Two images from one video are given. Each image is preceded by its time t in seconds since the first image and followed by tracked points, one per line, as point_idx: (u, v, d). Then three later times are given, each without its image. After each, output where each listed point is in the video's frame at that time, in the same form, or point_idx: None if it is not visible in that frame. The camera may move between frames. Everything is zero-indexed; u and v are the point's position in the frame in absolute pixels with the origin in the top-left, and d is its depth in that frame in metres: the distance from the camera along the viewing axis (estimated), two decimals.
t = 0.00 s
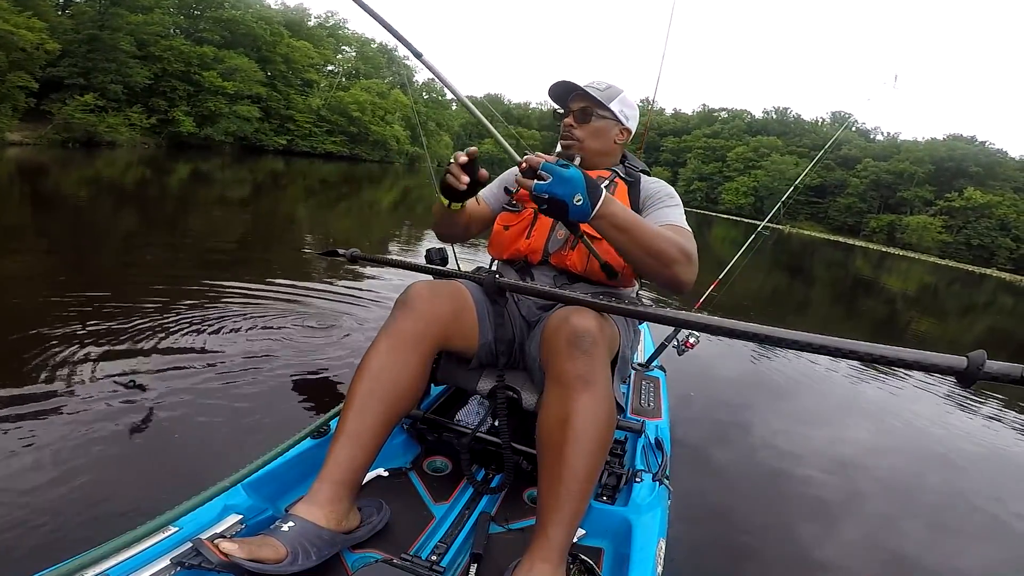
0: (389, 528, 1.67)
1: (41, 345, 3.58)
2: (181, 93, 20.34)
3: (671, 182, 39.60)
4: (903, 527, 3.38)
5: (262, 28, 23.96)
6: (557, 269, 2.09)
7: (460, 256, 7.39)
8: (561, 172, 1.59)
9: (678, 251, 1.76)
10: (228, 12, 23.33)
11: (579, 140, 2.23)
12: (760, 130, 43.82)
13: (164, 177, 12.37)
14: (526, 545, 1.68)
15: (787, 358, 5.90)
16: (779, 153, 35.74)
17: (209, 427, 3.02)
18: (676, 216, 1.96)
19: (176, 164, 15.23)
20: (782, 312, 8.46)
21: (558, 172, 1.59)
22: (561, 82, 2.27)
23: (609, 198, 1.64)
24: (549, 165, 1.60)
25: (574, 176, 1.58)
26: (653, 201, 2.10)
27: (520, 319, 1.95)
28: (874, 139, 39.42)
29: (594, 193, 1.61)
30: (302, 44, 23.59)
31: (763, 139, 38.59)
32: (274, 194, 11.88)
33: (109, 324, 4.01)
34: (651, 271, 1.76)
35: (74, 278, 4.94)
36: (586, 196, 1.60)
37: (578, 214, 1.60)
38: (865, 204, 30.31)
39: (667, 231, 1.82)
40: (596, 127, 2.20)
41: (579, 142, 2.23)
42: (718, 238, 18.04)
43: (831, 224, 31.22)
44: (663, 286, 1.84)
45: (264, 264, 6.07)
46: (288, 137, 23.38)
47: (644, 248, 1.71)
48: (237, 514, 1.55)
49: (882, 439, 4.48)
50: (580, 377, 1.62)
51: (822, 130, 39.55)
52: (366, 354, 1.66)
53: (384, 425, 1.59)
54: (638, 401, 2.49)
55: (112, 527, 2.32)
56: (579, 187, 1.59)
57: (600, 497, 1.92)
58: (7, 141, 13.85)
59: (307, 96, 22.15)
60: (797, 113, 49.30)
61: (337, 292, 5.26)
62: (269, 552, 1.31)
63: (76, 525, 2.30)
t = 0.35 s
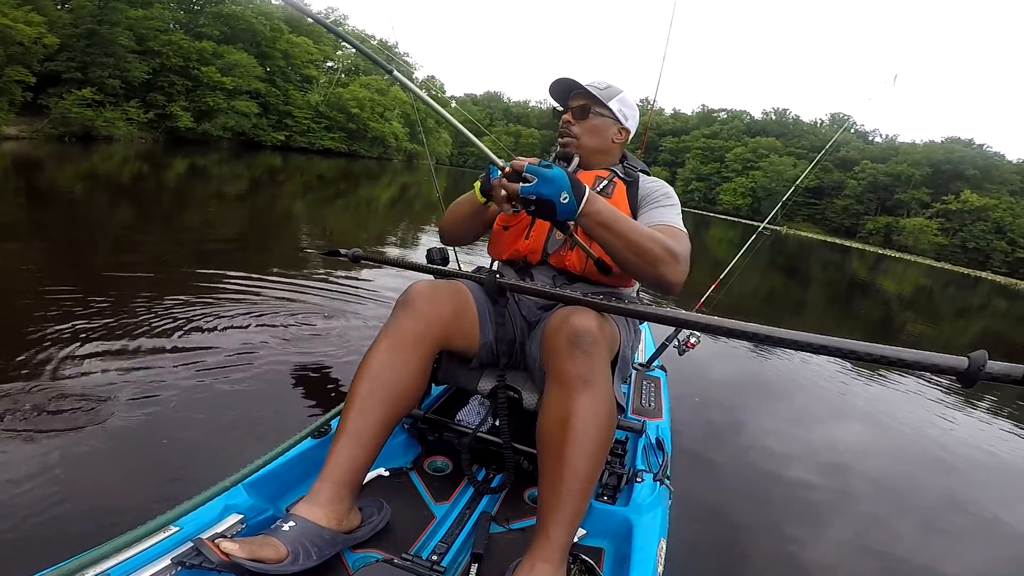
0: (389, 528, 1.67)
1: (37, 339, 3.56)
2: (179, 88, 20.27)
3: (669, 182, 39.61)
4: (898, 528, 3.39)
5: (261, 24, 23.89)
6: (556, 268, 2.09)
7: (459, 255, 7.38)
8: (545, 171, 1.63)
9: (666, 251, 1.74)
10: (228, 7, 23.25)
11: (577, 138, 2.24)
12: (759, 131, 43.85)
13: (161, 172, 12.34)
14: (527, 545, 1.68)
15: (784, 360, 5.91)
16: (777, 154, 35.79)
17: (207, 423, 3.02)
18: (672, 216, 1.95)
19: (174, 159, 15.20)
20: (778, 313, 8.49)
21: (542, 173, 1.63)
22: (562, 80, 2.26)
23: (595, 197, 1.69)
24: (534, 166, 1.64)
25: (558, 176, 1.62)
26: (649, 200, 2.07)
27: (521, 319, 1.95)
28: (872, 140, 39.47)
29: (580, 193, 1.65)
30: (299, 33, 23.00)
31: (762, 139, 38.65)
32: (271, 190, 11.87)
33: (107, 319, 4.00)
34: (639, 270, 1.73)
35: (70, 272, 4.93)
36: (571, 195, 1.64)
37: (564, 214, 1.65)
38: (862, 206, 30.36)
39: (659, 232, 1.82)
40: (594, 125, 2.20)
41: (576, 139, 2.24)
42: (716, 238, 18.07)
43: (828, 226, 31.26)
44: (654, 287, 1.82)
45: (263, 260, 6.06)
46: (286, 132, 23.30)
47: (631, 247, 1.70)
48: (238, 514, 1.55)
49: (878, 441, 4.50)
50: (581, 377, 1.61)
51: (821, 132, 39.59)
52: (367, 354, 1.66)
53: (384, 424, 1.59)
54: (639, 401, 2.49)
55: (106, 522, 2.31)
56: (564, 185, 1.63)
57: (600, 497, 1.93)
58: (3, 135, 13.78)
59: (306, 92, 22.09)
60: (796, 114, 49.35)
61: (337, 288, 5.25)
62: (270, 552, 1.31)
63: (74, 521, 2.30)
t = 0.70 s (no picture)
0: (389, 528, 1.67)
1: (33, 340, 3.55)
2: (174, 89, 20.20)
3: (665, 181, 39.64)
4: (895, 526, 3.40)
5: (257, 24, 23.84)
6: (554, 268, 2.09)
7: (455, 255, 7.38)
8: (537, 173, 1.60)
9: (662, 248, 1.74)
10: (223, 7, 23.19)
11: (574, 136, 2.24)
12: (755, 130, 43.93)
13: (156, 173, 12.31)
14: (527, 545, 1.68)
15: (781, 358, 5.93)
16: (773, 153, 35.86)
17: (204, 425, 3.02)
18: (669, 215, 1.95)
19: (169, 159, 15.15)
20: (775, 311, 8.51)
21: (534, 174, 1.60)
22: (559, 79, 2.27)
23: (588, 195, 1.68)
24: (525, 167, 1.62)
25: (550, 177, 1.61)
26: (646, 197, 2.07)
27: (520, 319, 1.94)
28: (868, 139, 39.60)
29: (572, 193, 1.64)
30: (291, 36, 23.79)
31: (758, 139, 38.74)
32: (267, 190, 11.85)
33: (104, 320, 3.99)
34: (634, 268, 1.73)
35: (65, 274, 4.91)
36: (564, 196, 1.63)
37: (557, 214, 1.64)
38: (857, 204, 30.43)
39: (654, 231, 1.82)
40: (590, 123, 2.21)
41: (573, 138, 2.24)
42: (712, 237, 18.10)
43: (824, 224, 31.31)
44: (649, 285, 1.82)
45: (259, 261, 6.05)
46: (282, 133, 23.26)
47: (626, 246, 1.70)
48: (237, 514, 1.54)
49: (875, 439, 4.51)
50: (580, 377, 1.61)
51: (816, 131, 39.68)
52: (366, 354, 1.65)
53: (384, 425, 1.59)
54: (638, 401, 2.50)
55: (101, 523, 2.31)
56: (556, 186, 1.61)
57: (600, 497, 1.93)
58: None
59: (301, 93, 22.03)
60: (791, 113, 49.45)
61: (334, 288, 5.25)
62: (269, 552, 1.31)
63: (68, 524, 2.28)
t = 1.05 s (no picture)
0: (388, 529, 1.67)
1: (29, 343, 3.54)
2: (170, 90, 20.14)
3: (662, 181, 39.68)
4: (893, 525, 3.40)
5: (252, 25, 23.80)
6: (554, 269, 2.09)
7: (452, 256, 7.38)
8: (527, 188, 1.58)
9: (658, 254, 1.73)
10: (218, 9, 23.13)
11: (576, 135, 2.23)
12: (752, 130, 43.98)
13: (151, 175, 12.27)
14: (526, 545, 1.68)
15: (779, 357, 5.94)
16: (769, 152, 35.90)
17: (202, 426, 3.01)
18: (668, 216, 1.94)
19: (164, 161, 15.10)
20: (773, 310, 8.51)
21: (524, 190, 1.58)
22: (562, 78, 2.27)
23: (581, 207, 1.66)
24: (515, 182, 1.60)
25: (541, 192, 1.59)
26: (644, 197, 2.07)
27: (520, 319, 1.94)
28: (864, 138, 39.67)
29: (564, 206, 1.62)
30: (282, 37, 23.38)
31: (754, 138, 38.82)
32: (264, 192, 11.84)
33: (100, 321, 3.98)
34: (628, 275, 1.73)
35: (60, 276, 4.89)
36: (555, 210, 1.61)
37: (550, 228, 1.62)
38: (854, 203, 30.49)
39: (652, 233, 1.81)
40: (593, 123, 2.21)
41: (576, 137, 2.24)
42: (710, 237, 18.12)
43: (821, 223, 31.39)
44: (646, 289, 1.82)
45: (256, 262, 6.03)
46: (278, 135, 23.24)
47: (619, 255, 1.69)
48: (237, 514, 1.54)
49: (872, 437, 4.52)
50: (580, 377, 1.61)
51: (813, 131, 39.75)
52: (366, 354, 1.65)
53: (384, 426, 1.58)
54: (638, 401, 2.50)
55: (95, 525, 2.30)
56: (548, 201, 1.59)
57: (599, 497, 1.93)
58: None
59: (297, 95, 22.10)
60: (788, 113, 49.53)
61: (333, 289, 5.24)
62: (268, 552, 1.31)
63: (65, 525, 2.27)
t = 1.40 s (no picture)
0: (389, 529, 1.66)
1: (27, 344, 3.53)
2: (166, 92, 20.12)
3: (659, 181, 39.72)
4: (890, 523, 3.40)
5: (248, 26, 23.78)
6: (553, 270, 2.10)
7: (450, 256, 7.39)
8: (507, 202, 1.56)
9: (647, 252, 1.73)
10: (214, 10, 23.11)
11: (578, 135, 2.23)
12: (749, 130, 44.03)
13: (147, 176, 12.25)
14: (527, 546, 1.68)
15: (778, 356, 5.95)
16: (766, 152, 35.95)
17: (200, 427, 3.00)
18: (665, 213, 1.94)
19: (160, 162, 15.08)
20: (770, 309, 8.53)
21: (504, 204, 1.56)
22: (563, 78, 2.28)
23: (564, 213, 1.64)
24: (495, 196, 1.57)
25: (522, 205, 1.56)
26: (643, 193, 2.07)
27: (519, 319, 1.95)
28: (860, 138, 39.76)
29: (546, 216, 1.60)
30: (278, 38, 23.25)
31: (751, 138, 38.88)
32: (261, 193, 11.84)
33: (97, 322, 3.97)
34: (621, 275, 1.73)
35: (55, 278, 4.87)
36: (537, 222, 1.59)
37: (533, 239, 1.61)
38: (851, 202, 30.54)
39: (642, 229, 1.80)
40: (596, 123, 2.21)
41: (578, 138, 2.24)
42: (708, 236, 18.13)
43: (818, 223, 31.45)
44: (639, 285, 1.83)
45: (254, 263, 6.03)
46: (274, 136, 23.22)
47: (607, 256, 1.69)
48: (237, 514, 1.54)
49: (870, 436, 4.52)
50: (580, 377, 1.61)
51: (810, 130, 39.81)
52: (366, 355, 1.65)
53: (385, 426, 1.58)
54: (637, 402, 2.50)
55: (92, 526, 2.29)
56: (529, 213, 1.57)
57: (599, 497, 1.93)
58: None
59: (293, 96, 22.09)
60: (785, 113, 49.60)
61: (331, 289, 5.24)
62: (268, 552, 1.30)
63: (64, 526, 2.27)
